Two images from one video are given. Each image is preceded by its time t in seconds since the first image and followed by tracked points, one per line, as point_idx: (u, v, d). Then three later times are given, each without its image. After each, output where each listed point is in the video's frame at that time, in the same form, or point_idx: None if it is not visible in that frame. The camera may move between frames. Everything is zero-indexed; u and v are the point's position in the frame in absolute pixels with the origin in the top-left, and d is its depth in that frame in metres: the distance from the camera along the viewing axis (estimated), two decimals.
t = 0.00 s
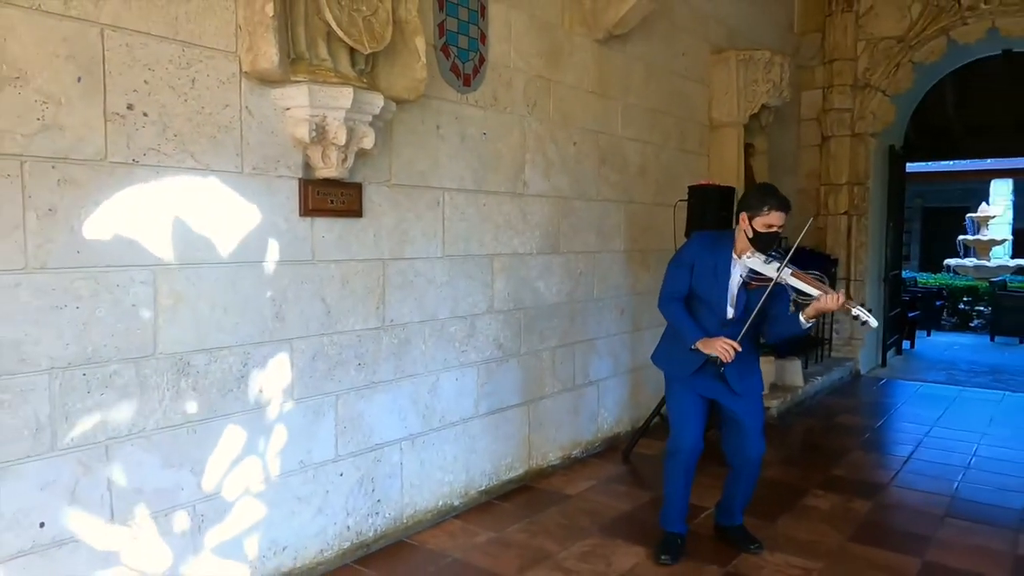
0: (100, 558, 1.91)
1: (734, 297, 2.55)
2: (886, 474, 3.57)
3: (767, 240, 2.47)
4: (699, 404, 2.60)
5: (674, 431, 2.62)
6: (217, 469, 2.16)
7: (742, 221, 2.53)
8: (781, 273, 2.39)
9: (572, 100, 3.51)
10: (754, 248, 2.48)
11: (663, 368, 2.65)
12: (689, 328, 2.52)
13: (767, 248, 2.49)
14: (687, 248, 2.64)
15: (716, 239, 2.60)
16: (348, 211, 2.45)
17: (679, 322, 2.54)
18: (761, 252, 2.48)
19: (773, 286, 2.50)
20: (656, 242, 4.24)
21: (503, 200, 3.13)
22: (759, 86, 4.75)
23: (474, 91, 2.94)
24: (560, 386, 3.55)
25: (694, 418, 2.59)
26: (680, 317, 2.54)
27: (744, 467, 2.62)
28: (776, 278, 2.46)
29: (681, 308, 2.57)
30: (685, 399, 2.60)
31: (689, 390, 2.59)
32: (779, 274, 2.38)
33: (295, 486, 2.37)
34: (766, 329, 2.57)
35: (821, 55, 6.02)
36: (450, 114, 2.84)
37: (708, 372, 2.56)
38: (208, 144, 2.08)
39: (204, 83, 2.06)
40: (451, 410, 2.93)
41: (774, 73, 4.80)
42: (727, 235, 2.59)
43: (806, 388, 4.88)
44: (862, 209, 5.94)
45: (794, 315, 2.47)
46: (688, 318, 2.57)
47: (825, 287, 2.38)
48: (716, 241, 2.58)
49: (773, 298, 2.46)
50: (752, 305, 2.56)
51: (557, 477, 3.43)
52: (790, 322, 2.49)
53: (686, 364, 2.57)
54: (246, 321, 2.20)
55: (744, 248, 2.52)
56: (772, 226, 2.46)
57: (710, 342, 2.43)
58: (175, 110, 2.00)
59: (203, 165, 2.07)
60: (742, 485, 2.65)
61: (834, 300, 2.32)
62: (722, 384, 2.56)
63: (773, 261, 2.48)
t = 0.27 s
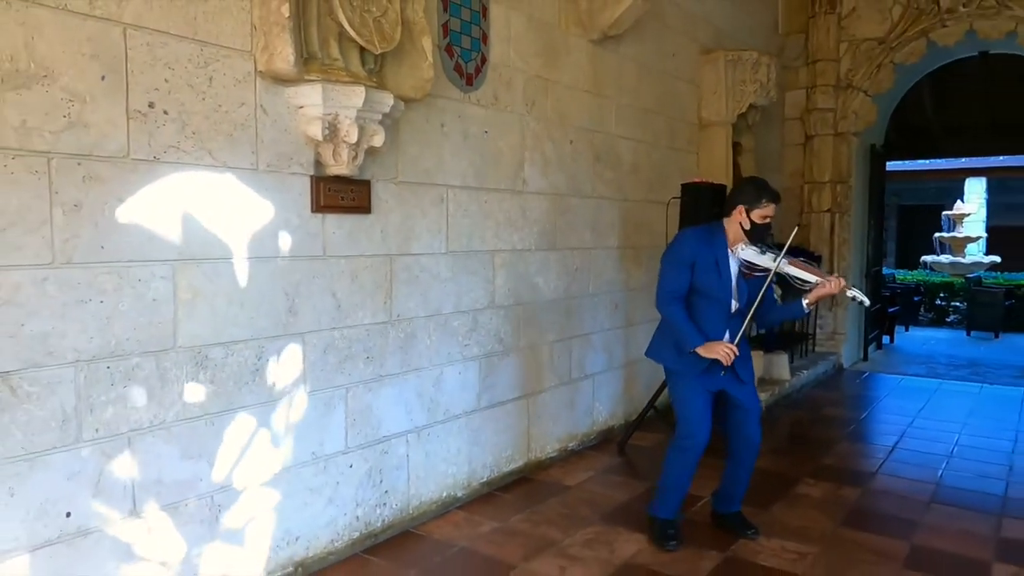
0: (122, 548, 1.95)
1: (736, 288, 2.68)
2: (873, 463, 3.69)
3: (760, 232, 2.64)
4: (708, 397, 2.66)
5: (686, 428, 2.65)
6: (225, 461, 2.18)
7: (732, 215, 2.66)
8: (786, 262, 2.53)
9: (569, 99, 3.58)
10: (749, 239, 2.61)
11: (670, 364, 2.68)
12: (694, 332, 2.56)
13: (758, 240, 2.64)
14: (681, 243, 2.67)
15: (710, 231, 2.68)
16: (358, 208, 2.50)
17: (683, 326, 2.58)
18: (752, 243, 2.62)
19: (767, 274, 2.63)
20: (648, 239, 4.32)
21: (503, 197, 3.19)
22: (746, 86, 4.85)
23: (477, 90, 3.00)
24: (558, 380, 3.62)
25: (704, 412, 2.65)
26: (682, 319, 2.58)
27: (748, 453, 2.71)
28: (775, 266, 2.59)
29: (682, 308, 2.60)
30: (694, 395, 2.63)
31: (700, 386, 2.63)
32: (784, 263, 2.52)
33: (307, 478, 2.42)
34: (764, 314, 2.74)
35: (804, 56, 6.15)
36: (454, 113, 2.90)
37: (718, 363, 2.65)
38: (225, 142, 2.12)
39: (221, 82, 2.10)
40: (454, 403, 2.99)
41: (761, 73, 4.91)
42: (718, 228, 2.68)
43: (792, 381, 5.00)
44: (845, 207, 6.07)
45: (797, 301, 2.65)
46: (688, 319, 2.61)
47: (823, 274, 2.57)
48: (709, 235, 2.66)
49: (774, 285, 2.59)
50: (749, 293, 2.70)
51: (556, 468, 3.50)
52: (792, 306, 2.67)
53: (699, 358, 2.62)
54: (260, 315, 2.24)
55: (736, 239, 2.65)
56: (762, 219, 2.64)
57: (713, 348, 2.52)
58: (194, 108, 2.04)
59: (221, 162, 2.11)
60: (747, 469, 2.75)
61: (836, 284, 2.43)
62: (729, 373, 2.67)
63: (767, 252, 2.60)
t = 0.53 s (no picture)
0: (136, 540, 1.98)
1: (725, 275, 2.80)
2: (860, 454, 3.78)
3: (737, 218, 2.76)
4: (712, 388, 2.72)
5: (694, 420, 2.69)
6: (229, 453, 2.20)
7: (708, 206, 2.74)
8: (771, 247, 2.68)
9: (564, 99, 3.63)
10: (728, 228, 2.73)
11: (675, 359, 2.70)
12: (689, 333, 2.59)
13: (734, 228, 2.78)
14: (671, 238, 2.70)
15: (692, 224, 2.74)
16: (362, 206, 2.54)
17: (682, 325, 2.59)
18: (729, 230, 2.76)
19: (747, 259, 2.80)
20: (640, 236, 4.40)
21: (500, 195, 3.24)
22: (734, 86, 4.92)
23: (476, 90, 3.05)
24: (553, 375, 3.68)
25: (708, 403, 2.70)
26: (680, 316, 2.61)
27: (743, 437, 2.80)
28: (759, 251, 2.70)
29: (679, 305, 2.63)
30: (700, 387, 2.67)
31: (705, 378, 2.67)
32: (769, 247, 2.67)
33: (313, 471, 2.46)
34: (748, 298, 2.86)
35: (789, 57, 6.25)
36: (454, 113, 2.94)
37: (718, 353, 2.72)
38: (235, 141, 2.15)
39: (232, 82, 2.13)
40: (454, 398, 3.04)
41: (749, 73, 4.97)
42: (698, 220, 2.74)
43: (779, 376, 5.09)
44: (829, 205, 6.18)
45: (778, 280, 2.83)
46: (685, 315, 2.65)
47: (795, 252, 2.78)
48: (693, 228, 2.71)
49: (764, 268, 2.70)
50: (733, 279, 2.83)
51: (552, 462, 3.56)
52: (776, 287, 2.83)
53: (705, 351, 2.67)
54: (269, 311, 2.28)
55: (716, 229, 2.76)
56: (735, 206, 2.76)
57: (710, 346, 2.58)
58: (205, 108, 2.07)
59: (231, 161, 2.15)
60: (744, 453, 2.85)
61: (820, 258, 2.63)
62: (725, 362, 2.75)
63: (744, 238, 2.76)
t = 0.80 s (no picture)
0: (132, 537, 1.98)
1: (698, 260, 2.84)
2: (845, 448, 3.84)
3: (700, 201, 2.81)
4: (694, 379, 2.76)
5: (674, 410, 2.74)
6: (223, 444, 2.20)
7: (669, 195, 2.79)
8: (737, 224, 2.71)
9: (553, 97, 3.65)
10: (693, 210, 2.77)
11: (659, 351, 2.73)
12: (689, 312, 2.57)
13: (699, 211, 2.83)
14: (647, 231, 2.73)
15: (660, 217, 2.77)
16: (355, 204, 2.55)
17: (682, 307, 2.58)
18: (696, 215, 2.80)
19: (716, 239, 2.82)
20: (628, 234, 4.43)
21: (491, 193, 3.26)
22: (721, 85, 4.96)
23: (467, 89, 3.07)
24: (543, 372, 3.70)
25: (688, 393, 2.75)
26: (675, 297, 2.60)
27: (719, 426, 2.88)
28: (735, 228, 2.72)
29: (671, 286, 2.63)
30: (681, 379, 2.72)
31: (687, 370, 2.72)
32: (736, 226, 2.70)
33: (307, 468, 2.46)
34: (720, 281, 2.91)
35: (774, 56, 6.30)
36: (445, 111, 2.96)
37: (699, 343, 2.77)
38: (229, 140, 2.16)
39: (226, 81, 2.13)
40: (446, 395, 3.06)
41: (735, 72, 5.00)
42: (664, 212, 2.79)
43: (765, 371, 5.15)
44: (813, 202, 6.25)
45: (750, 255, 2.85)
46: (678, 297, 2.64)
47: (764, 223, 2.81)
48: (664, 219, 2.75)
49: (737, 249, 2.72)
50: (706, 262, 2.87)
51: (542, 458, 3.59)
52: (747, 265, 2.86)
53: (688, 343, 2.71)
54: (264, 309, 2.29)
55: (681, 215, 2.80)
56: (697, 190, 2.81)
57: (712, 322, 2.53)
58: (200, 107, 2.07)
59: (225, 160, 2.15)
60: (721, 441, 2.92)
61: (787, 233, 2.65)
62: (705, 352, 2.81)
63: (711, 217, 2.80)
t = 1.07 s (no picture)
0: (112, 538, 1.95)
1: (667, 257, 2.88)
2: (830, 444, 3.86)
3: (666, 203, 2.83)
4: (662, 371, 2.77)
5: (643, 402, 2.77)
6: (211, 440, 2.19)
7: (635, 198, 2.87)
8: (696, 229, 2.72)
9: (538, 94, 3.64)
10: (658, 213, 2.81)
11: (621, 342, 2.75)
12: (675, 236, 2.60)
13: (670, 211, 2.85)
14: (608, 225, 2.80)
15: (624, 213, 2.85)
16: (339, 200, 2.53)
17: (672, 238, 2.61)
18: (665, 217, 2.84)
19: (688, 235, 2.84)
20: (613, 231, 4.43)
21: (476, 190, 3.24)
22: (706, 82, 4.96)
23: (451, 85, 3.05)
24: (528, 369, 3.69)
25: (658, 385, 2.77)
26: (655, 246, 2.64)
27: (695, 421, 2.90)
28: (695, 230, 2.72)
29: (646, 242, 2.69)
30: (650, 370, 2.74)
31: (656, 362, 2.74)
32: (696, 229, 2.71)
33: (290, 467, 2.44)
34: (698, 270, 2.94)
35: (759, 54, 6.32)
36: (430, 107, 2.94)
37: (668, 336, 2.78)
38: (210, 135, 2.13)
39: (206, 75, 2.11)
40: (431, 393, 3.04)
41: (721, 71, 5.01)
42: (630, 208, 2.88)
43: (750, 368, 5.17)
44: (798, 200, 6.27)
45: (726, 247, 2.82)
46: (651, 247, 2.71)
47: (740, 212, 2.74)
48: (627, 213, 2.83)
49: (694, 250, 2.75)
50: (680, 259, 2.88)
51: (528, 456, 3.57)
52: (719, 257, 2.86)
53: (653, 335, 2.72)
54: (246, 306, 2.26)
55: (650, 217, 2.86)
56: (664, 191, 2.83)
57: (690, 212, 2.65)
58: (180, 102, 2.05)
59: (206, 155, 2.12)
60: (698, 434, 2.92)
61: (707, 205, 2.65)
62: (676, 345, 2.83)
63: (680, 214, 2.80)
